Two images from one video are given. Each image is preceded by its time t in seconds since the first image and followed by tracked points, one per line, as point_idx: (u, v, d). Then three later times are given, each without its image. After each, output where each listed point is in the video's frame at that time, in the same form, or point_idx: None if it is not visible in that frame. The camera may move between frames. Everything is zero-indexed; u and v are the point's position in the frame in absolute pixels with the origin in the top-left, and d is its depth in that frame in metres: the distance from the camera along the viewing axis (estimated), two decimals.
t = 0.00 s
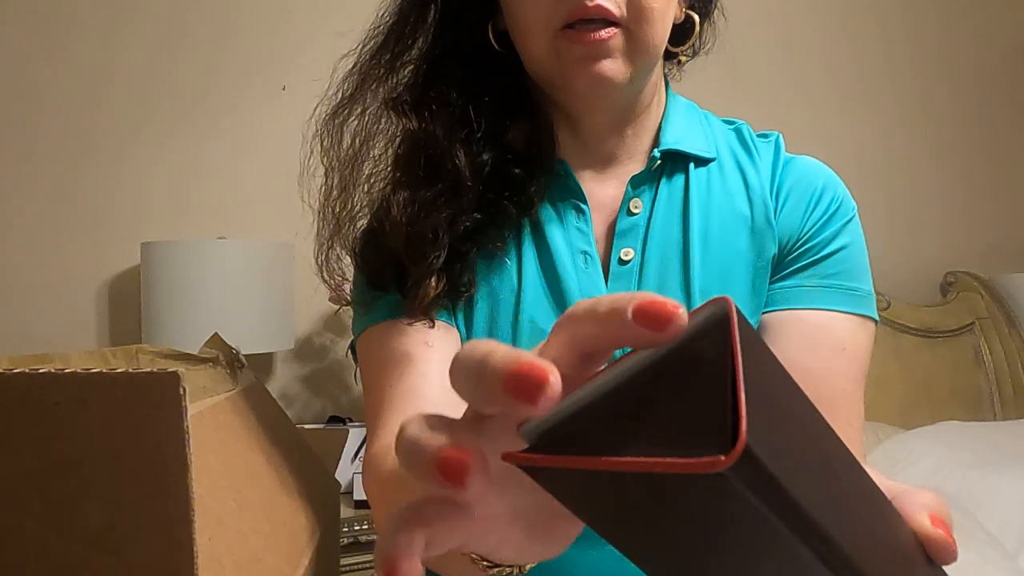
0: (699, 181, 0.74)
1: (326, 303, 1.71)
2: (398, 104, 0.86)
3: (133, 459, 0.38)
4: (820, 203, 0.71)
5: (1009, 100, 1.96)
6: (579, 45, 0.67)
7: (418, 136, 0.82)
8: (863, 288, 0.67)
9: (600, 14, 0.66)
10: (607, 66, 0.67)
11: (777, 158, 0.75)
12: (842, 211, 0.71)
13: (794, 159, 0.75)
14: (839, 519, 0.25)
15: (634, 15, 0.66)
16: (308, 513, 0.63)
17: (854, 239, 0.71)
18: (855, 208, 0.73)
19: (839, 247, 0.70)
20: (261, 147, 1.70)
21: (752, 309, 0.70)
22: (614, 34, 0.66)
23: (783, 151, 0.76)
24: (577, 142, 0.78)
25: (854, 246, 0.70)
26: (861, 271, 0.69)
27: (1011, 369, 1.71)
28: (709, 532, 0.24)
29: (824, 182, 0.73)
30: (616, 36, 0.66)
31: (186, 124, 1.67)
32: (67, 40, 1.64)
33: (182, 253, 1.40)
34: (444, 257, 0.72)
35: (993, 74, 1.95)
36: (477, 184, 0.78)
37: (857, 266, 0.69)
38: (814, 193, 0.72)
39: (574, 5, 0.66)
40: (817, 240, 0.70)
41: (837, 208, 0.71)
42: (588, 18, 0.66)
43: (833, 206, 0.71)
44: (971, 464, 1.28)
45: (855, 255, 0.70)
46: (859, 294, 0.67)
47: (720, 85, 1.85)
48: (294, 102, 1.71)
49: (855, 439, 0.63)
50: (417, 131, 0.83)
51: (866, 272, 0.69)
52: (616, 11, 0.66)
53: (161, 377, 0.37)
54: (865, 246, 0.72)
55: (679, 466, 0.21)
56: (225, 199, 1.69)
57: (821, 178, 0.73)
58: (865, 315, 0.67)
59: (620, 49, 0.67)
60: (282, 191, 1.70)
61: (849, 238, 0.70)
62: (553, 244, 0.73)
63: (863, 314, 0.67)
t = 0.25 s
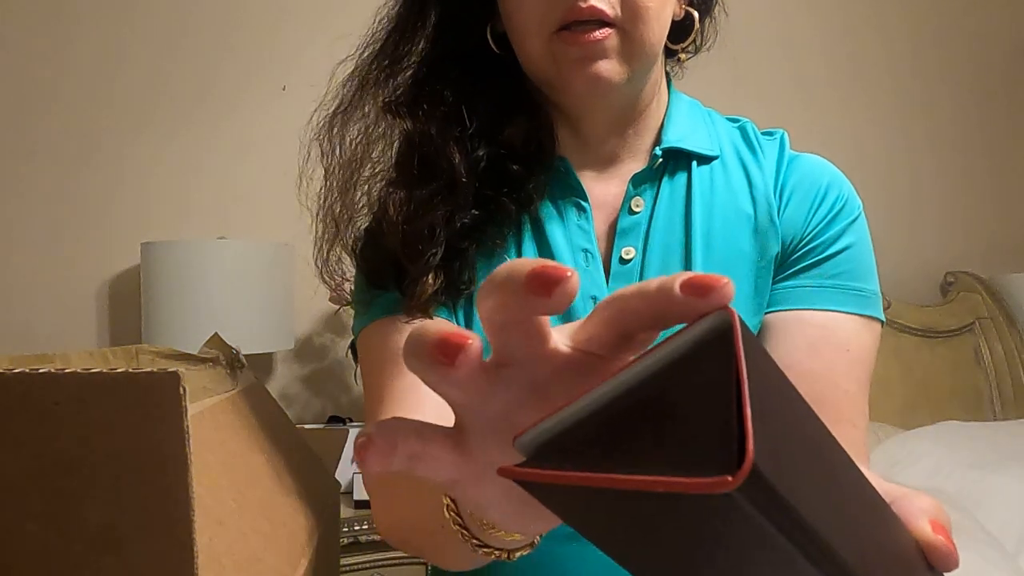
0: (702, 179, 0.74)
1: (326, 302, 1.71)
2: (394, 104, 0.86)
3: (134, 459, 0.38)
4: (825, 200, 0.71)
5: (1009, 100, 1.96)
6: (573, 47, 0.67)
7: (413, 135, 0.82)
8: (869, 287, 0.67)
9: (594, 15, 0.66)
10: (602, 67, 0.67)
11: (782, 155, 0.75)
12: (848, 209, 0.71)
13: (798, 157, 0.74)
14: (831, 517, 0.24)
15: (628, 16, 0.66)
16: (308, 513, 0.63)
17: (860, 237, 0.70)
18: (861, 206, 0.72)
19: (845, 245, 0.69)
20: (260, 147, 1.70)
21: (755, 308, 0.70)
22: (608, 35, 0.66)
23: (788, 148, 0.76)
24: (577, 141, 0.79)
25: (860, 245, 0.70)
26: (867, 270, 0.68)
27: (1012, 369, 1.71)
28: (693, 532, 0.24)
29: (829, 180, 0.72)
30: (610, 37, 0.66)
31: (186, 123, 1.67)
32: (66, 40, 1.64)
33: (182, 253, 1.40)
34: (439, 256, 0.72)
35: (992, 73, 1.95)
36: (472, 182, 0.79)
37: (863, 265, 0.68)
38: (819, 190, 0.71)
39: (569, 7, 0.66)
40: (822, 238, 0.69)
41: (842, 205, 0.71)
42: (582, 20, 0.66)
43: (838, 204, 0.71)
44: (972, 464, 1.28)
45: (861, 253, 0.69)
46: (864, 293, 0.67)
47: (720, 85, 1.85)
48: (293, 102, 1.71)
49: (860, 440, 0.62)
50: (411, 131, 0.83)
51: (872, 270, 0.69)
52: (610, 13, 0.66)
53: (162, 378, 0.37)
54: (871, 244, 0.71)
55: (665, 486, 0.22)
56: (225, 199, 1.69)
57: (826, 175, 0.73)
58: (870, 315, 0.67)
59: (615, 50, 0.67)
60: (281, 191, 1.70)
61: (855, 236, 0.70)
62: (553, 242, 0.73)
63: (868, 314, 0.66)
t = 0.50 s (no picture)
0: (706, 177, 0.74)
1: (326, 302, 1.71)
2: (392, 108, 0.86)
3: (134, 459, 0.38)
4: (832, 201, 0.71)
5: (1010, 100, 1.96)
6: (575, 46, 0.67)
7: (410, 138, 0.82)
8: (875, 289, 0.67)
9: (594, 14, 0.66)
10: (605, 66, 0.67)
11: (787, 154, 0.75)
12: (855, 210, 0.71)
13: (804, 157, 0.74)
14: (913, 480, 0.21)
15: (630, 14, 0.66)
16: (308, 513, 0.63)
17: (868, 238, 0.70)
18: (867, 207, 0.72)
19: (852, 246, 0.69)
20: (260, 147, 1.69)
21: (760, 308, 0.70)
22: (609, 34, 0.66)
23: (794, 148, 0.76)
24: (580, 140, 0.79)
25: (868, 246, 0.69)
26: (874, 272, 0.68)
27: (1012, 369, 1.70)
28: (755, 491, 0.21)
29: (835, 180, 0.72)
30: (612, 35, 0.67)
31: (185, 123, 1.67)
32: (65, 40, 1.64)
33: (182, 253, 1.40)
34: (435, 257, 0.72)
35: (992, 73, 1.95)
36: (469, 183, 0.78)
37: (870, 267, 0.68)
38: (824, 190, 0.71)
39: (568, 6, 0.66)
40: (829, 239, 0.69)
41: (849, 206, 0.71)
42: (584, 19, 0.66)
43: (844, 204, 0.70)
44: (972, 464, 1.28)
45: (868, 254, 0.69)
46: (870, 295, 0.67)
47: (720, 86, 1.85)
48: (293, 102, 1.71)
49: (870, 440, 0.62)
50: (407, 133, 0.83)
51: (878, 271, 0.69)
52: (611, 11, 0.66)
53: (161, 378, 0.37)
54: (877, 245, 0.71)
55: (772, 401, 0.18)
56: (225, 199, 1.68)
57: (832, 175, 0.72)
58: (876, 317, 0.67)
59: (614, 48, 0.67)
60: (281, 190, 1.70)
61: (862, 237, 0.70)
62: (556, 240, 0.73)
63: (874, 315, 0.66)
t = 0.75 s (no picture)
0: (712, 177, 0.73)
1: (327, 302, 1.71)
2: (397, 109, 0.86)
3: (133, 460, 0.38)
4: (836, 203, 0.71)
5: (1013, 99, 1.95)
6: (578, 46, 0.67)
7: (414, 138, 0.82)
8: (881, 290, 0.67)
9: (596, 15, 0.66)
10: (607, 66, 0.67)
11: (792, 155, 0.75)
12: (859, 212, 0.71)
13: (809, 158, 0.74)
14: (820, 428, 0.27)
15: (632, 13, 0.66)
16: (308, 512, 0.63)
17: (872, 240, 0.70)
18: (871, 209, 0.72)
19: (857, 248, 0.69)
20: (261, 146, 1.69)
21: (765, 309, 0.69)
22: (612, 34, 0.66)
23: (798, 149, 0.76)
24: (584, 139, 0.78)
25: (872, 248, 0.69)
26: (880, 273, 0.68)
27: (1012, 370, 1.69)
28: (700, 437, 0.27)
29: (840, 182, 0.72)
30: (615, 35, 0.67)
31: (185, 123, 1.67)
32: (66, 39, 1.64)
33: (182, 253, 1.40)
34: (439, 257, 0.72)
35: (994, 72, 1.94)
36: (472, 183, 0.79)
37: (875, 268, 0.68)
38: (829, 192, 0.71)
39: (570, 6, 0.66)
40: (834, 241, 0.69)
41: (853, 208, 0.71)
42: (586, 20, 0.66)
43: (848, 207, 0.71)
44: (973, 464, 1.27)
45: (873, 256, 0.69)
46: (877, 296, 0.66)
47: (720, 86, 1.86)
48: (294, 101, 1.70)
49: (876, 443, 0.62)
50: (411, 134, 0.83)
51: (884, 272, 0.68)
52: (613, 11, 0.66)
53: (161, 378, 0.37)
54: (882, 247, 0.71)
55: (651, 331, 0.24)
56: (225, 198, 1.68)
57: (837, 177, 0.72)
58: (883, 318, 0.66)
59: (619, 48, 0.67)
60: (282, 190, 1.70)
61: (866, 239, 0.70)
62: (560, 239, 0.72)
63: (881, 317, 0.66)
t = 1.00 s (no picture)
0: (716, 178, 0.73)
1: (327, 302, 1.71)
2: (403, 107, 0.86)
3: (133, 459, 0.38)
4: (839, 204, 0.71)
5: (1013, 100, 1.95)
6: (580, 45, 0.67)
7: (420, 135, 0.82)
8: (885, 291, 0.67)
9: (599, 14, 0.66)
10: (610, 64, 0.67)
11: (795, 156, 0.75)
12: (862, 214, 0.71)
13: (812, 159, 0.74)
14: (828, 407, 0.29)
15: (635, 13, 0.66)
16: (308, 511, 0.63)
17: (875, 242, 0.70)
18: (874, 210, 0.72)
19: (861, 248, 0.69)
20: (261, 146, 1.69)
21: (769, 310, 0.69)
22: (614, 32, 0.66)
23: (802, 151, 0.76)
24: (588, 140, 0.78)
25: (875, 249, 0.69)
26: (883, 274, 0.68)
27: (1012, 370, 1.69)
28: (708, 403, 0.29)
29: (843, 184, 0.72)
30: (618, 33, 0.66)
31: (186, 123, 1.67)
32: (65, 39, 1.64)
33: (182, 253, 1.40)
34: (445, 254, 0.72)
35: (993, 73, 1.95)
36: (479, 181, 0.78)
37: (879, 269, 0.68)
38: (833, 194, 0.71)
39: (572, 6, 0.66)
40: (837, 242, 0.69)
41: (856, 209, 0.71)
42: (586, 20, 0.66)
43: (852, 208, 0.71)
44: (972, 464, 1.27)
45: (876, 257, 0.69)
46: (881, 297, 0.66)
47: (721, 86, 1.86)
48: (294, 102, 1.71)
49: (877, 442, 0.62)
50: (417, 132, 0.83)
51: (887, 273, 0.69)
52: (616, 10, 0.66)
53: (162, 377, 0.37)
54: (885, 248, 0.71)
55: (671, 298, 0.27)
56: (225, 198, 1.68)
57: (840, 178, 0.72)
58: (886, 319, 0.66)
59: (621, 46, 0.67)
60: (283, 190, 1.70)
61: (870, 241, 0.70)
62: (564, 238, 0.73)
63: (885, 318, 0.66)
